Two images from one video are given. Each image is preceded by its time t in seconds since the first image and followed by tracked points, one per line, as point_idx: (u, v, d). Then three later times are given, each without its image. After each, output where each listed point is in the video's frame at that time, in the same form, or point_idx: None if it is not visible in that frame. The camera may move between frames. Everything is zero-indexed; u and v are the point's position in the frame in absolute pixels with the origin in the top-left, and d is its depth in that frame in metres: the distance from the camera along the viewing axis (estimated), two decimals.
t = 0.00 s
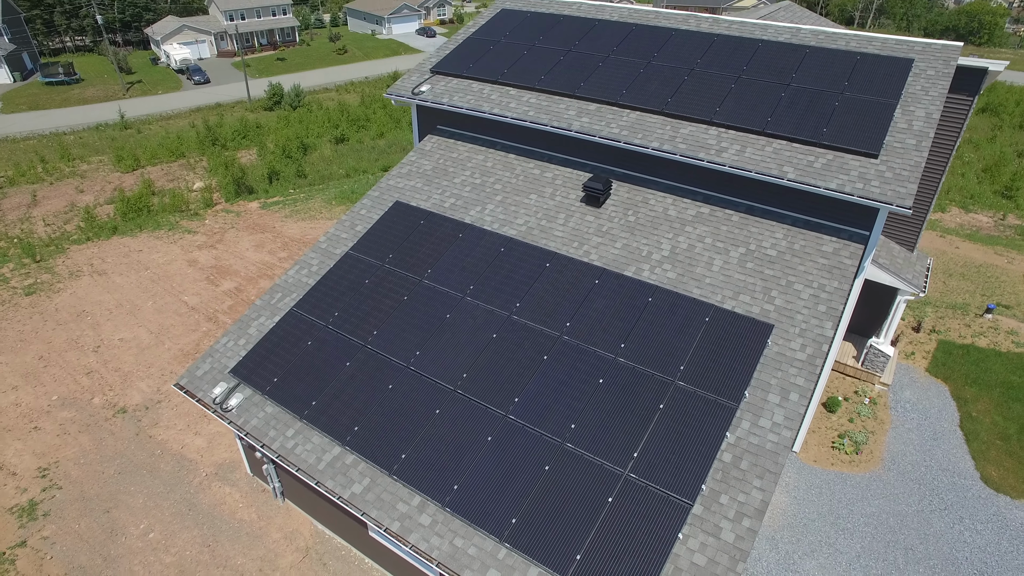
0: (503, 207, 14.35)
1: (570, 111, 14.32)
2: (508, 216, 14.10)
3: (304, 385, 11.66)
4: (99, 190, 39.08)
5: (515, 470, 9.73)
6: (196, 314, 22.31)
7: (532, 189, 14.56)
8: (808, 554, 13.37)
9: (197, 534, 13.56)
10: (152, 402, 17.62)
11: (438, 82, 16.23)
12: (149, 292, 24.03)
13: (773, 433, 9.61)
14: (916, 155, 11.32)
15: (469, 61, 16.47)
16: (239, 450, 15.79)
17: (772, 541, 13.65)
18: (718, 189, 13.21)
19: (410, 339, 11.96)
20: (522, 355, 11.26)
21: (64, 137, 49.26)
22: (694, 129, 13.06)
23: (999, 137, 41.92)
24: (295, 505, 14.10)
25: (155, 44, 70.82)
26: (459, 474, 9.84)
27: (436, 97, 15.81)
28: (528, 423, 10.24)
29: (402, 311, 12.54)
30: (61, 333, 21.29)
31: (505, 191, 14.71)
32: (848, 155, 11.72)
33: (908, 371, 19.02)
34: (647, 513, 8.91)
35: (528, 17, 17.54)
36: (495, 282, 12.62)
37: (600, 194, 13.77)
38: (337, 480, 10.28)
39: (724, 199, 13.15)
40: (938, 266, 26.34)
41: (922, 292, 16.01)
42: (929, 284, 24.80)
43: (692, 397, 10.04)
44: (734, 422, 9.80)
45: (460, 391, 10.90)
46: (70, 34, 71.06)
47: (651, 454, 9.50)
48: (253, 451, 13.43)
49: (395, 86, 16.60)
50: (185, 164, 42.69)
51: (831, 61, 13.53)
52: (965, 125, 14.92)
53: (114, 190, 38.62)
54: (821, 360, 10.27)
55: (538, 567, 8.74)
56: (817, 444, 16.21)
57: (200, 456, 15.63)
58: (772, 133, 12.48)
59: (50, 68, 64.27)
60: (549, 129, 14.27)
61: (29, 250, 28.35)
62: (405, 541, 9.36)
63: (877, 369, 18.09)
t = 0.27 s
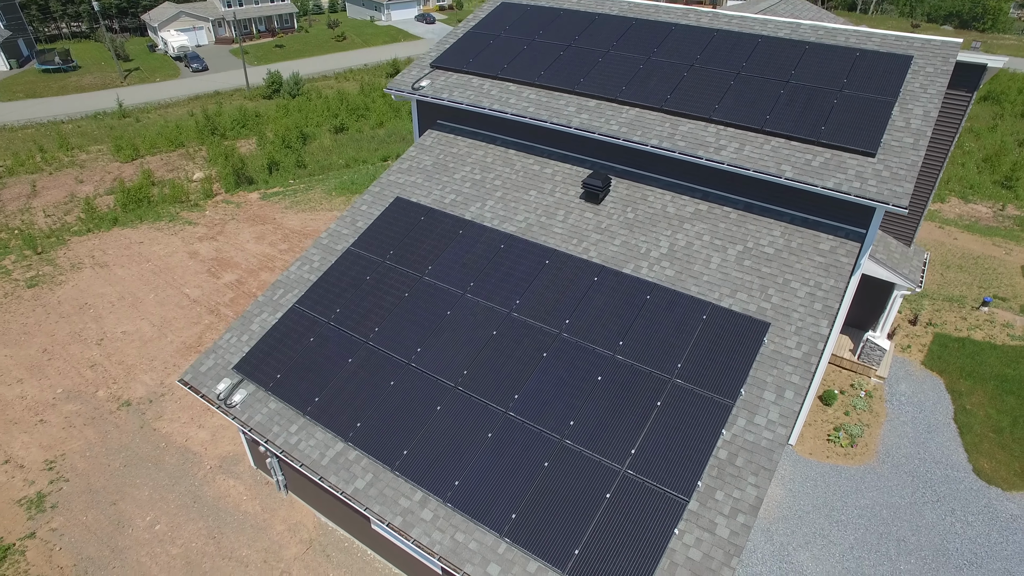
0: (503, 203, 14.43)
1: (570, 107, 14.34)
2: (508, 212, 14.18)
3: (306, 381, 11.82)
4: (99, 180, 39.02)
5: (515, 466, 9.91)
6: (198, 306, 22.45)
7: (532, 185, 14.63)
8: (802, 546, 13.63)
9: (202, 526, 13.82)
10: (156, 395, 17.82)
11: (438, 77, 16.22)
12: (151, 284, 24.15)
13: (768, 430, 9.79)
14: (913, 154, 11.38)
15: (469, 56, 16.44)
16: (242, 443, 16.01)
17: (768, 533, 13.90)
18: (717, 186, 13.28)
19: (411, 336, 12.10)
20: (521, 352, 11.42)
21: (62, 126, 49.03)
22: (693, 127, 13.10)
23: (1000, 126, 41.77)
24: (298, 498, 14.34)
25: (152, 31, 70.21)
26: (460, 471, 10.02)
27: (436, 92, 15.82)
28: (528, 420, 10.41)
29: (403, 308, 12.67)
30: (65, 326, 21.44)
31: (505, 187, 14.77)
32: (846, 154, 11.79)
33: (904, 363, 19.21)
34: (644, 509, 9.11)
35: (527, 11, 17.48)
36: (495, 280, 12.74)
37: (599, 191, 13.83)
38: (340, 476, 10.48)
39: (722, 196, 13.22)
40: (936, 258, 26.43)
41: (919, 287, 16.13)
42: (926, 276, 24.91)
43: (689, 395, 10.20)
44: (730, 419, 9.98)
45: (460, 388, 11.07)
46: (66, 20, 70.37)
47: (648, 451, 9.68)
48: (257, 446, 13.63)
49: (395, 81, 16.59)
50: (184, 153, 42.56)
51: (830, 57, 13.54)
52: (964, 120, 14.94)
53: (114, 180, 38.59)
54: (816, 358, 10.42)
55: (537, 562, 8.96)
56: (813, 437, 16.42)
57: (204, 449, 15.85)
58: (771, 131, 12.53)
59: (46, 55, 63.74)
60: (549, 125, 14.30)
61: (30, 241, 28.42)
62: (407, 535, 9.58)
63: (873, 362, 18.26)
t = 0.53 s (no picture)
0: (503, 199, 14.51)
1: (569, 104, 14.37)
2: (508, 209, 14.27)
3: (309, 378, 12.00)
4: (98, 170, 38.96)
5: (514, 462, 10.12)
6: (200, 299, 22.59)
7: (531, 182, 14.70)
8: (796, 537, 13.91)
9: (208, 517, 14.09)
10: (160, 388, 18.03)
11: (438, 72, 16.22)
12: (152, 277, 24.28)
13: (763, 427, 9.99)
14: (909, 153, 11.47)
15: (469, 50, 16.42)
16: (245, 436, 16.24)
17: (763, 525, 14.16)
18: (715, 183, 13.37)
19: (412, 332, 12.26)
20: (521, 349, 11.58)
21: (60, 115, 48.80)
22: (692, 124, 13.15)
23: (1001, 114, 41.62)
24: (301, 490, 14.59)
25: (149, 17, 69.59)
26: (461, 467, 10.23)
27: (435, 88, 15.83)
28: (528, 417, 10.59)
29: (404, 305, 12.81)
30: (68, 319, 21.61)
31: (504, 183, 14.85)
32: (843, 152, 11.86)
33: (900, 356, 19.41)
34: (641, 504, 9.33)
35: (527, 5, 17.43)
36: (495, 277, 12.87)
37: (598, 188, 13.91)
38: (343, 472, 10.69)
39: (720, 193, 13.32)
40: (934, 249, 26.53)
41: (915, 282, 16.26)
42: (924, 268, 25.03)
43: (685, 392, 10.38)
44: (726, 416, 10.17)
45: (461, 385, 11.25)
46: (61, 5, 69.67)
47: (645, 448, 9.88)
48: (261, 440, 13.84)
49: (394, 75, 16.58)
50: (183, 143, 42.43)
51: (829, 54, 13.56)
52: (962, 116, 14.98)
53: (114, 171, 38.55)
54: (811, 356, 10.59)
55: (536, 556, 9.20)
56: (809, 430, 16.65)
57: (209, 442, 16.08)
58: (769, 129, 12.59)
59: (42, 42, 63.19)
60: (548, 122, 14.34)
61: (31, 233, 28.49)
62: (410, 530, 9.81)
63: (869, 356, 18.45)
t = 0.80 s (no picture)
0: (502, 196, 14.62)
1: (569, 101, 14.42)
2: (507, 206, 14.38)
3: (312, 374, 12.19)
4: (98, 161, 38.92)
5: (514, 458, 10.34)
6: (202, 292, 22.76)
7: (531, 178, 14.80)
8: (790, 529, 14.20)
9: (214, 509, 14.38)
10: (164, 381, 18.25)
11: (438, 67, 16.23)
12: (154, 269, 24.42)
13: (757, 424, 10.19)
14: (905, 152, 11.56)
15: (468, 46, 16.42)
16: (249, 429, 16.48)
17: (757, 517, 14.44)
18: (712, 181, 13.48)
19: (413, 329, 12.43)
20: (520, 346, 11.76)
21: (58, 104, 48.58)
22: (691, 122, 13.22)
23: (1003, 103, 41.48)
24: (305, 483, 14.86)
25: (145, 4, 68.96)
26: (461, 462, 10.46)
27: (435, 84, 15.85)
28: (527, 414, 10.80)
29: (404, 302, 12.97)
30: (71, 312, 21.79)
31: (504, 180, 14.94)
32: (839, 151, 11.96)
33: (895, 349, 19.61)
34: (637, 500, 9.56)
35: None
36: (495, 274, 13.02)
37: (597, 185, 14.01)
38: (346, 467, 10.92)
39: (718, 190, 13.43)
40: (932, 241, 26.62)
41: (911, 277, 16.40)
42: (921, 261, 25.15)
43: (682, 390, 10.58)
44: (721, 413, 10.37)
45: (461, 381, 11.44)
46: None
47: (642, 444, 10.09)
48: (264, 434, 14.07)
49: (394, 71, 16.59)
50: (182, 133, 42.33)
51: (827, 51, 13.60)
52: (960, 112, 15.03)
53: (113, 161, 38.51)
54: (805, 354, 10.77)
55: (535, 550, 9.45)
56: (804, 422, 16.88)
57: (213, 435, 16.33)
58: (767, 127, 12.66)
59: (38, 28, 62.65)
60: (548, 118, 14.40)
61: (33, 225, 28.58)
62: (412, 524, 10.07)
63: (865, 349, 18.64)
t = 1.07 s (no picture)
0: (502, 193, 14.73)
1: (568, 98, 14.47)
2: (507, 203, 14.50)
3: (314, 371, 12.39)
4: (97, 152, 38.88)
5: (513, 455, 10.56)
6: (204, 286, 22.93)
7: (530, 175, 14.90)
8: (784, 521, 14.49)
9: (219, 502, 14.66)
10: (168, 375, 18.48)
11: (437, 64, 16.27)
12: (156, 262, 24.56)
13: (750, 421, 10.41)
14: (900, 152, 11.66)
15: (468, 42, 16.44)
16: (252, 422, 16.73)
17: (752, 510, 14.72)
18: (710, 179, 13.60)
19: (414, 327, 12.61)
20: (519, 344, 11.95)
21: (56, 93, 48.36)
22: (689, 120, 13.29)
23: (1004, 93, 41.33)
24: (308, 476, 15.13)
25: None
26: (462, 459, 10.69)
27: (435, 81, 15.90)
28: (526, 411, 11.01)
29: (405, 300, 13.14)
30: (75, 306, 21.97)
31: (504, 177, 15.04)
32: (836, 151, 12.06)
33: (891, 343, 19.82)
34: (634, 496, 9.80)
35: None
36: (494, 272, 13.17)
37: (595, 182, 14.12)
38: (349, 463, 11.16)
39: (715, 189, 13.55)
40: (930, 234, 26.72)
41: (906, 273, 16.55)
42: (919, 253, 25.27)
43: (678, 388, 10.77)
44: (716, 411, 10.58)
45: (461, 379, 11.64)
46: None
47: (638, 441, 10.31)
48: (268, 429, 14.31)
49: (393, 67, 16.62)
50: (181, 123, 42.22)
51: (825, 49, 13.65)
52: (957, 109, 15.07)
53: (113, 152, 38.49)
54: (799, 353, 10.96)
55: (534, 545, 9.70)
56: (799, 416, 17.13)
57: (217, 428, 16.58)
58: (765, 126, 12.74)
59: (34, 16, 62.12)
60: (547, 116, 14.46)
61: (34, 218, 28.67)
62: (413, 519, 10.32)
63: (860, 343, 18.85)
